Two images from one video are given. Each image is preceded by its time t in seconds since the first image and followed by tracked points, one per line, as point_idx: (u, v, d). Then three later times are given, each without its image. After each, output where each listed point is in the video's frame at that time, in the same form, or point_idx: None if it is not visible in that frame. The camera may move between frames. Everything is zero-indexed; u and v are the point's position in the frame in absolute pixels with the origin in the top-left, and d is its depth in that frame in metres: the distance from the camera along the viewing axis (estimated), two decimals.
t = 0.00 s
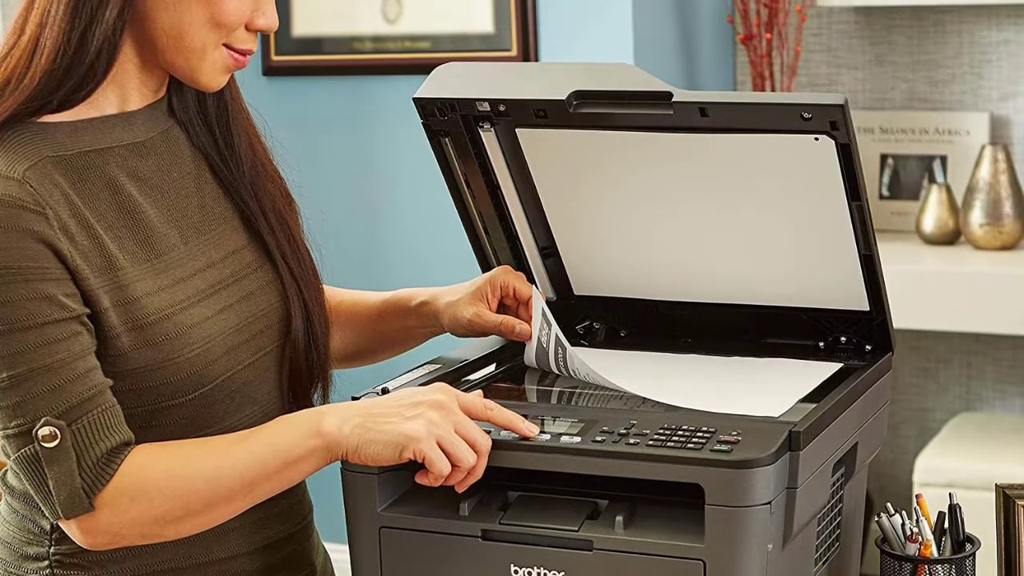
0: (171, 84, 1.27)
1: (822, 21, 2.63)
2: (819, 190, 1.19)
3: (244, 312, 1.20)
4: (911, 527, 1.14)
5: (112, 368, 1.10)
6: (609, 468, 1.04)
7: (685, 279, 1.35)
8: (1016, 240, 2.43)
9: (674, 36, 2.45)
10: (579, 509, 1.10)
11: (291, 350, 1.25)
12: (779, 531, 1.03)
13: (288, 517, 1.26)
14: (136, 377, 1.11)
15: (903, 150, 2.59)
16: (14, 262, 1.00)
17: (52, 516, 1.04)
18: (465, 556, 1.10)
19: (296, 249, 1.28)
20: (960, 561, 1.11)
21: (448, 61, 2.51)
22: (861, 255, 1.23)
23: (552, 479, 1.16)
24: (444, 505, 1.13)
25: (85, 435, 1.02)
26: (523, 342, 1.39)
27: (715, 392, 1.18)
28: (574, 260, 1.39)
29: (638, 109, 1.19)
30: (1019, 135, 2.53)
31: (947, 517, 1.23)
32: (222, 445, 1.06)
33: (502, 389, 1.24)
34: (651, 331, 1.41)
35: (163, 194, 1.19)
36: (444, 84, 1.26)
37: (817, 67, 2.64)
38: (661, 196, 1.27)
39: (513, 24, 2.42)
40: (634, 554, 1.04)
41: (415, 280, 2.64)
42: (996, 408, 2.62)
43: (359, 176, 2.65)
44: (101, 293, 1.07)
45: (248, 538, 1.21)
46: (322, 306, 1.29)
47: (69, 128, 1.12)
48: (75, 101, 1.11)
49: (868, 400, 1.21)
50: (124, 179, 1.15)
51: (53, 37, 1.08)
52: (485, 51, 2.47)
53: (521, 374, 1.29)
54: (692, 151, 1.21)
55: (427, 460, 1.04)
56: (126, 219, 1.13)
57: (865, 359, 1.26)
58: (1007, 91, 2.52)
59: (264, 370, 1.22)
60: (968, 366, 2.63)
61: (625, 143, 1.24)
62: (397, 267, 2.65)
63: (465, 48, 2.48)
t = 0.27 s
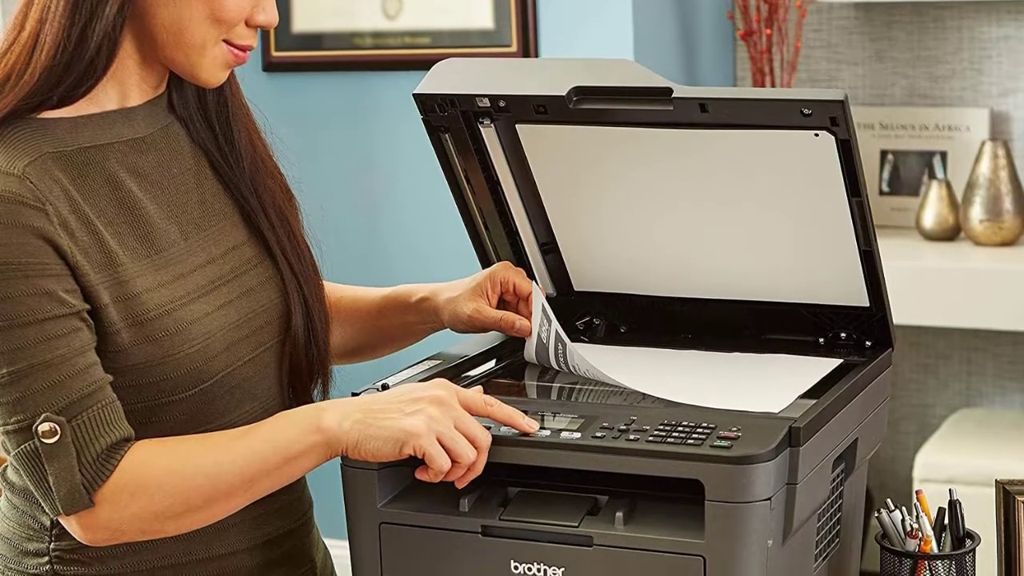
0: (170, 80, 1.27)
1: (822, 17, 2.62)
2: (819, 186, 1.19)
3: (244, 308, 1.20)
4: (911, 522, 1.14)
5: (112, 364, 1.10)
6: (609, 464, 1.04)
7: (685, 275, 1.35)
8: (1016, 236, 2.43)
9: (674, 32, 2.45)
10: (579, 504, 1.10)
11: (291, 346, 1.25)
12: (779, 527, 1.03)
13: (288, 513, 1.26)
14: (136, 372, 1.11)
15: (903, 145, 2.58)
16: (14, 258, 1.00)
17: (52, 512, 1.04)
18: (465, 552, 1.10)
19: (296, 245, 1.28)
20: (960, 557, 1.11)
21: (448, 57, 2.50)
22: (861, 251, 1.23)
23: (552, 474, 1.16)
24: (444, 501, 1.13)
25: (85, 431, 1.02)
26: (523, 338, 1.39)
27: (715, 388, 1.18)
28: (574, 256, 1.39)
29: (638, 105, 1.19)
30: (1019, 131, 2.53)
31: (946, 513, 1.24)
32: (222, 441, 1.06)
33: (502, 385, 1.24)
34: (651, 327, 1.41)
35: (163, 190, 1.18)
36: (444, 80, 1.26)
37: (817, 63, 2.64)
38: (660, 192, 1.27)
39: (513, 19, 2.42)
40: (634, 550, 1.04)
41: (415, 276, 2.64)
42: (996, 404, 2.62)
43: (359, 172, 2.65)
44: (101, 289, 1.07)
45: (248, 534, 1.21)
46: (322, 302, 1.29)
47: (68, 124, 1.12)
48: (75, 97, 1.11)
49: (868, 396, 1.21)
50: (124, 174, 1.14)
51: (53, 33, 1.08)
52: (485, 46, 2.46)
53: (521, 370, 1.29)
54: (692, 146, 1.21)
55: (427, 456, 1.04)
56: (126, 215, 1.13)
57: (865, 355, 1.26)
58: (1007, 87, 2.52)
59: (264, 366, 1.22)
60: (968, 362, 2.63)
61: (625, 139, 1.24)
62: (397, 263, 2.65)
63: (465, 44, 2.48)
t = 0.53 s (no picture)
0: (170, 76, 1.26)
1: (822, 12, 2.62)
2: (819, 181, 1.18)
3: (244, 304, 1.20)
4: (910, 518, 1.14)
5: (112, 359, 1.09)
6: (609, 460, 1.04)
7: (685, 271, 1.35)
8: (1016, 232, 2.43)
9: (674, 27, 2.45)
10: (579, 500, 1.10)
11: (291, 341, 1.25)
12: (779, 523, 1.03)
13: (288, 509, 1.26)
14: (136, 368, 1.11)
15: (903, 141, 2.58)
16: (13, 253, 1.00)
17: (52, 507, 1.04)
18: (465, 548, 1.10)
19: (296, 241, 1.28)
20: (960, 553, 1.11)
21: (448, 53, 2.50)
22: (861, 247, 1.22)
23: (552, 470, 1.16)
24: (444, 497, 1.13)
25: (85, 427, 1.01)
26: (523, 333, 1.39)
27: (715, 384, 1.18)
28: (574, 252, 1.39)
29: (638, 100, 1.19)
30: (1020, 127, 2.53)
31: (947, 508, 1.23)
32: (222, 437, 1.06)
33: (502, 380, 1.24)
34: (651, 322, 1.41)
35: (163, 186, 1.18)
36: (444, 75, 1.25)
37: (817, 59, 2.64)
38: (660, 188, 1.27)
39: (513, 15, 2.42)
40: (634, 546, 1.04)
41: (415, 272, 2.64)
42: (996, 400, 2.62)
43: (359, 167, 2.65)
44: (101, 284, 1.07)
45: (248, 529, 1.21)
46: (323, 298, 1.29)
47: (68, 120, 1.12)
48: (75, 93, 1.11)
49: (869, 392, 1.21)
50: (124, 170, 1.14)
51: (53, 29, 1.08)
52: (485, 42, 2.46)
53: (521, 366, 1.29)
54: (692, 142, 1.21)
55: (427, 452, 1.04)
56: (127, 211, 1.12)
57: (865, 350, 1.26)
58: (1007, 82, 2.52)
59: (264, 362, 1.22)
60: (968, 357, 2.63)
61: (625, 134, 1.23)
62: (397, 259, 2.65)
63: (465, 40, 2.47)
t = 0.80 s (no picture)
0: (171, 72, 1.26)
1: (822, 8, 2.62)
2: (819, 177, 1.18)
3: (244, 299, 1.20)
4: (911, 514, 1.14)
5: (112, 355, 1.09)
6: (609, 456, 1.04)
7: (685, 266, 1.35)
8: (1016, 228, 2.43)
9: (674, 23, 2.45)
10: (579, 496, 1.10)
11: (291, 337, 1.25)
12: (779, 518, 1.03)
13: (288, 504, 1.26)
14: (136, 364, 1.10)
15: (903, 137, 2.59)
16: (13, 249, 0.99)
17: (52, 503, 1.04)
18: (465, 544, 1.10)
19: (296, 236, 1.28)
20: (960, 549, 1.11)
21: (448, 48, 2.50)
22: (861, 243, 1.22)
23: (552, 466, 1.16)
24: (444, 492, 1.13)
25: (85, 422, 1.01)
26: (522, 329, 1.39)
27: (716, 380, 1.18)
28: (574, 248, 1.39)
29: (638, 96, 1.19)
30: (1020, 122, 2.53)
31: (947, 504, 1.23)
32: (222, 432, 1.06)
33: (502, 376, 1.24)
34: (651, 318, 1.41)
35: (163, 181, 1.18)
36: (444, 71, 1.25)
37: (817, 54, 2.64)
38: (660, 184, 1.27)
39: (513, 11, 2.41)
40: (634, 542, 1.04)
41: (415, 268, 2.64)
42: (996, 395, 2.62)
43: (359, 163, 2.65)
44: (101, 280, 1.07)
45: (248, 525, 1.21)
46: (322, 294, 1.29)
47: (68, 115, 1.12)
48: (75, 88, 1.11)
49: (869, 387, 1.21)
50: (124, 166, 1.14)
51: (53, 25, 1.08)
52: (485, 38, 2.46)
53: (521, 362, 1.29)
54: (692, 138, 1.21)
55: (427, 448, 1.04)
56: (127, 207, 1.12)
57: (865, 346, 1.26)
58: (1007, 78, 2.52)
59: (264, 357, 1.22)
60: (968, 353, 2.63)
61: (625, 130, 1.23)
62: (397, 255, 2.65)
63: (465, 35, 2.47)
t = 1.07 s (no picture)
0: (171, 67, 1.26)
1: (822, 3, 2.62)
2: (819, 173, 1.18)
3: (244, 295, 1.20)
4: (911, 510, 1.14)
5: (112, 351, 1.09)
6: (609, 451, 1.04)
7: (685, 262, 1.35)
8: (1016, 223, 2.43)
9: (674, 18, 2.44)
10: (579, 491, 1.10)
11: (291, 333, 1.25)
12: (779, 514, 1.03)
13: (288, 500, 1.26)
14: (137, 359, 1.10)
15: (903, 132, 2.59)
16: (13, 244, 0.99)
17: (52, 499, 1.04)
18: (465, 539, 1.10)
19: (296, 232, 1.28)
20: (960, 545, 1.10)
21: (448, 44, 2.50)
22: (861, 238, 1.22)
23: (553, 461, 1.16)
24: (444, 488, 1.13)
25: (85, 418, 1.01)
26: (522, 324, 1.39)
27: (716, 375, 1.18)
28: (574, 243, 1.39)
29: (638, 92, 1.19)
30: (1020, 118, 2.53)
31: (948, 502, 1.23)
32: (222, 428, 1.06)
33: (502, 371, 1.24)
34: (651, 313, 1.40)
35: (163, 177, 1.18)
36: (444, 66, 1.25)
37: (817, 50, 2.64)
38: (660, 179, 1.27)
39: (513, 7, 2.41)
40: (634, 537, 1.04)
41: (415, 264, 2.64)
42: (996, 391, 2.62)
43: (359, 159, 2.65)
44: (101, 276, 1.07)
45: (248, 520, 1.21)
46: (322, 289, 1.29)
47: (69, 111, 1.12)
48: (75, 84, 1.11)
49: (869, 383, 1.21)
50: (124, 161, 1.14)
51: (53, 20, 1.08)
52: (485, 34, 2.46)
53: (521, 357, 1.29)
54: (691, 133, 1.21)
55: (427, 443, 1.04)
56: (126, 202, 1.12)
57: (865, 342, 1.26)
58: (1007, 73, 2.52)
59: (264, 353, 1.22)
60: (968, 348, 2.63)
61: (625, 125, 1.23)
62: (397, 250, 2.65)
63: (465, 31, 2.47)
